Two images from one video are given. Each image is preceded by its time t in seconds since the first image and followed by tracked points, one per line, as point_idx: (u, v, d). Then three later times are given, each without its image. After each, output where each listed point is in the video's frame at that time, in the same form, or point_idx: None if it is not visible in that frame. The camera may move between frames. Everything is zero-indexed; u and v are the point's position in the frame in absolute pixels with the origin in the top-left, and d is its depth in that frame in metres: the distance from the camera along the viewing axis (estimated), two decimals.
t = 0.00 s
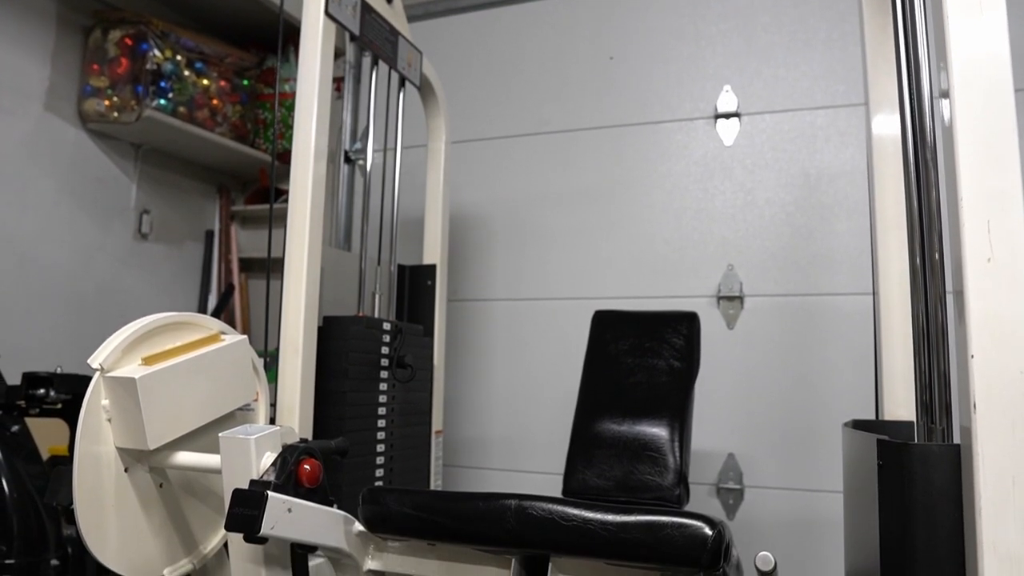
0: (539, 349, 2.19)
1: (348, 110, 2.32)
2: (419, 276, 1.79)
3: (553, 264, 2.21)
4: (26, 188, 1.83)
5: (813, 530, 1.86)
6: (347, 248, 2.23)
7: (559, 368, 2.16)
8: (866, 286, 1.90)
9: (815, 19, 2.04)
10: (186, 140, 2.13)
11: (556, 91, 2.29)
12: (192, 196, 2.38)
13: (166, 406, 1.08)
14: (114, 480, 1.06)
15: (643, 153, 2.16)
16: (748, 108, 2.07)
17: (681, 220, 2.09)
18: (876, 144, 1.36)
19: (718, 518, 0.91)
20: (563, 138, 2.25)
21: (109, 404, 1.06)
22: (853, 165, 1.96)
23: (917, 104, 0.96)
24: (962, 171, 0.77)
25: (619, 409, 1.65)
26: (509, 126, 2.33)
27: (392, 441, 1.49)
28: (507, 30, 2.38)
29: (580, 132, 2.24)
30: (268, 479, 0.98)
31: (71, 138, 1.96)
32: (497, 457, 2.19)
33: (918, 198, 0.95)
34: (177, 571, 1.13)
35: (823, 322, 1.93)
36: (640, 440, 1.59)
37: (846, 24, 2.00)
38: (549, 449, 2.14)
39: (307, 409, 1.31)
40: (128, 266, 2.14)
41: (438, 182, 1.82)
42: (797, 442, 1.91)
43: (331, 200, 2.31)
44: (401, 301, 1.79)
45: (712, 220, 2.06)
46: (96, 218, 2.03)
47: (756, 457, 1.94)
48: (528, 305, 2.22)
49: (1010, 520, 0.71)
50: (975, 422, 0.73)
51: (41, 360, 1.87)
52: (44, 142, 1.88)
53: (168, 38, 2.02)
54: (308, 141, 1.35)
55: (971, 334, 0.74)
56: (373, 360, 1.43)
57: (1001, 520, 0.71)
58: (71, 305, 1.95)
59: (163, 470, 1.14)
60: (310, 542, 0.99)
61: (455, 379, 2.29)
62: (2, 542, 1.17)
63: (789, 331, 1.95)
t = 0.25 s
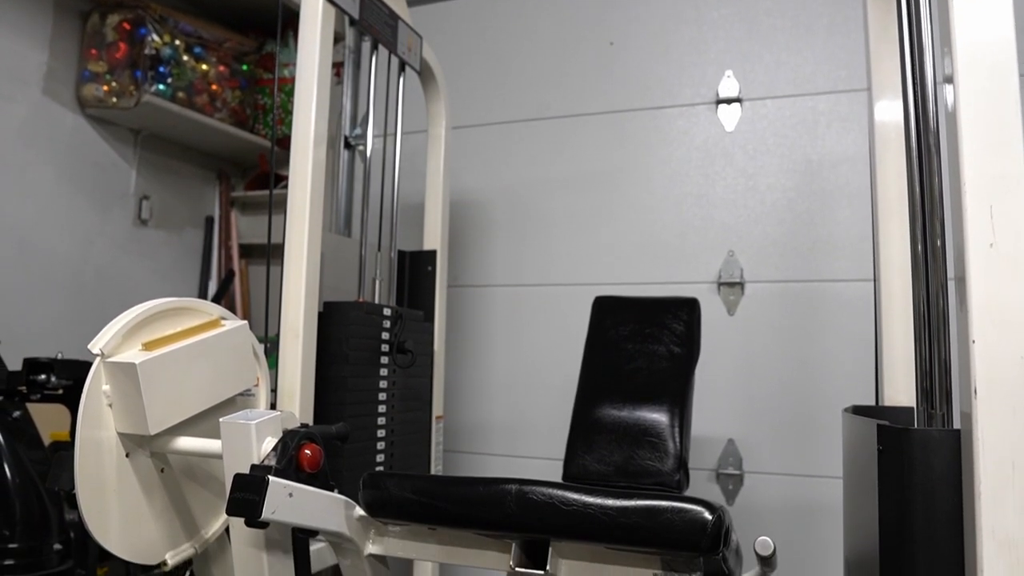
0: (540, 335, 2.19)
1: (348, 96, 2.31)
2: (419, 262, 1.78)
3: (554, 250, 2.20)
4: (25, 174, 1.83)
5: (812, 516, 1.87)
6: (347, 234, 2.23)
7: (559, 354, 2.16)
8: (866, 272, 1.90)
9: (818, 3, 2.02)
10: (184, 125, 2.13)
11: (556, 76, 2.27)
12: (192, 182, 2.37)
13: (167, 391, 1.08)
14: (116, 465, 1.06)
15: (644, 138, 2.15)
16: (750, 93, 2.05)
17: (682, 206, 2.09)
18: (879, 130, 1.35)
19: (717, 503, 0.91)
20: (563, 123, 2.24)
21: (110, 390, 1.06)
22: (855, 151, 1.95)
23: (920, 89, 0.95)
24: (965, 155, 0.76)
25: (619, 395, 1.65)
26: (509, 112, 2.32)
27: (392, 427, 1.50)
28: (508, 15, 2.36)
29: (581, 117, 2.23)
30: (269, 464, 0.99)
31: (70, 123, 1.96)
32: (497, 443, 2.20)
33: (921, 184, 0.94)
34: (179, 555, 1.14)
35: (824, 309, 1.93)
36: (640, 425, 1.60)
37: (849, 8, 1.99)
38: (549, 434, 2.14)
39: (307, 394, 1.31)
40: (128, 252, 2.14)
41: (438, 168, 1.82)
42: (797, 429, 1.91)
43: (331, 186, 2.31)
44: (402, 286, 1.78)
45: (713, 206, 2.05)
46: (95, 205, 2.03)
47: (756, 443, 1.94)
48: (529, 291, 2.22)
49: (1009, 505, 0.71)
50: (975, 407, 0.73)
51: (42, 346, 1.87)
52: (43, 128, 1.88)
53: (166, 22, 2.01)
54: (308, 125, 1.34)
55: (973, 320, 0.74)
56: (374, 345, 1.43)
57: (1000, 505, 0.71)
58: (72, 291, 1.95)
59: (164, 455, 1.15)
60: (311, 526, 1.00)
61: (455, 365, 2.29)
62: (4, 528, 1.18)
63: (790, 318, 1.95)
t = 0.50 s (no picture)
0: (540, 323, 2.19)
1: (348, 83, 2.30)
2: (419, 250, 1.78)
3: (554, 238, 2.20)
4: (24, 162, 1.82)
5: (811, 503, 1.88)
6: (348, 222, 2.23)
7: (559, 342, 2.16)
8: (867, 260, 1.90)
9: None
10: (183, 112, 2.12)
11: (557, 64, 2.26)
12: (191, 170, 2.37)
13: (168, 379, 1.08)
14: (116, 452, 1.06)
15: (645, 126, 2.14)
16: (751, 81, 2.04)
17: (683, 195, 2.08)
18: (880, 118, 1.35)
19: (717, 490, 0.92)
20: (564, 111, 2.23)
21: (110, 377, 1.06)
22: (857, 139, 1.94)
23: (922, 76, 0.94)
24: (967, 142, 0.76)
25: (620, 383, 1.65)
26: (510, 99, 2.30)
27: (393, 414, 1.50)
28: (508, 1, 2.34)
29: (581, 105, 2.22)
30: (270, 451, 0.99)
31: (68, 111, 1.95)
32: (497, 431, 2.21)
33: (923, 171, 0.94)
34: (180, 542, 1.14)
35: (825, 297, 1.92)
36: (640, 413, 1.60)
37: None
38: (550, 422, 2.15)
39: (308, 382, 1.31)
40: (128, 240, 2.13)
41: (438, 155, 1.81)
42: (797, 417, 1.92)
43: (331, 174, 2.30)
44: (402, 274, 1.78)
45: (714, 194, 2.05)
46: (95, 193, 2.02)
47: (756, 431, 1.95)
48: (529, 280, 2.22)
49: (1009, 493, 0.72)
50: (975, 394, 0.73)
51: (42, 334, 1.87)
52: (41, 115, 1.87)
53: (165, 9, 2.00)
54: (307, 112, 1.34)
55: (974, 308, 0.74)
56: (374, 333, 1.43)
57: (999, 492, 0.72)
58: (72, 279, 1.94)
59: (165, 443, 1.15)
60: (313, 513, 1.00)
61: (456, 352, 2.29)
62: (7, 515, 1.18)
63: (790, 306, 1.95)
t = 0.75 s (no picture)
0: (540, 312, 2.19)
1: (347, 72, 2.29)
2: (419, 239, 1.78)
3: (555, 228, 2.20)
4: (23, 151, 1.82)
5: (810, 492, 1.88)
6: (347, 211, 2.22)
7: (559, 332, 2.16)
8: (868, 249, 1.90)
9: None
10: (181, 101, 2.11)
11: (557, 52, 2.25)
12: (191, 159, 2.36)
13: (168, 367, 1.08)
14: (117, 439, 1.07)
15: (646, 115, 2.13)
16: (753, 69, 2.03)
17: (683, 184, 2.07)
18: (882, 107, 1.34)
19: (717, 479, 0.92)
20: (564, 100, 2.22)
21: (111, 365, 1.06)
22: (858, 127, 1.93)
23: (925, 64, 0.94)
24: (970, 130, 0.75)
25: (620, 372, 1.66)
26: (510, 88, 2.29)
27: (393, 403, 1.50)
28: None
29: (582, 94, 2.21)
30: (270, 440, 0.99)
31: (67, 99, 1.94)
32: (497, 420, 2.21)
33: (924, 160, 0.93)
34: (182, 529, 1.14)
35: (825, 286, 1.92)
36: (640, 402, 1.60)
37: None
38: (550, 411, 2.15)
39: (308, 371, 1.31)
40: (128, 229, 2.13)
41: (438, 144, 1.80)
42: (796, 406, 1.92)
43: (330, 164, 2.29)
44: (402, 263, 1.78)
45: (715, 183, 2.04)
46: (94, 181, 2.02)
47: (755, 420, 1.95)
48: (529, 269, 2.22)
49: (1009, 480, 0.71)
50: (975, 382, 0.73)
51: (43, 323, 1.87)
52: (40, 104, 1.86)
53: None
54: (307, 100, 1.33)
55: (975, 296, 0.74)
56: (374, 322, 1.43)
57: (999, 479, 0.72)
58: (71, 268, 1.94)
59: (166, 431, 1.15)
60: (314, 501, 1.00)
61: (456, 342, 2.29)
62: (9, 503, 1.18)
63: (790, 295, 1.95)
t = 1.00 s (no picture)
0: (540, 301, 2.19)
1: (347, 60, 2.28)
2: (419, 228, 1.77)
3: (555, 217, 2.19)
4: (22, 140, 1.81)
5: (810, 480, 1.89)
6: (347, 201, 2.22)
7: (560, 321, 2.16)
8: (868, 238, 1.89)
9: None
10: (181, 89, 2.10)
11: (558, 41, 2.24)
12: (190, 148, 2.35)
13: (168, 355, 1.08)
14: (118, 428, 1.07)
15: (646, 104, 2.12)
16: (754, 58, 2.02)
17: (684, 173, 2.07)
18: (884, 95, 1.33)
19: (716, 467, 0.92)
20: (565, 88, 2.21)
21: (111, 354, 1.06)
22: (860, 116, 1.92)
23: (928, 51, 0.93)
24: (973, 117, 0.75)
25: (620, 361, 1.66)
26: (510, 76, 2.28)
27: (393, 392, 1.50)
28: None
29: (582, 82, 2.20)
30: (270, 428, 0.99)
31: (65, 88, 1.93)
32: (498, 409, 2.21)
33: (926, 148, 0.93)
34: (184, 518, 1.15)
35: (826, 275, 1.92)
36: (640, 391, 1.61)
37: None
38: (550, 400, 2.16)
39: (309, 360, 1.31)
40: (128, 219, 2.13)
41: (438, 132, 1.80)
42: (796, 395, 1.92)
43: (331, 152, 2.29)
44: (402, 252, 1.78)
45: (716, 173, 2.04)
46: (93, 171, 2.01)
47: (755, 409, 1.95)
48: (529, 258, 2.21)
49: (1009, 468, 0.71)
50: (976, 370, 0.73)
51: (43, 312, 1.87)
52: (38, 93, 1.85)
53: None
54: (305, 88, 1.32)
55: (977, 284, 0.74)
56: (374, 311, 1.43)
57: (999, 467, 0.72)
58: (71, 258, 1.94)
59: (167, 419, 1.15)
60: (314, 489, 1.01)
61: (456, 331, 2.29)
62: (11, 491, 1.18)
63: (791, 285, 1.95)
